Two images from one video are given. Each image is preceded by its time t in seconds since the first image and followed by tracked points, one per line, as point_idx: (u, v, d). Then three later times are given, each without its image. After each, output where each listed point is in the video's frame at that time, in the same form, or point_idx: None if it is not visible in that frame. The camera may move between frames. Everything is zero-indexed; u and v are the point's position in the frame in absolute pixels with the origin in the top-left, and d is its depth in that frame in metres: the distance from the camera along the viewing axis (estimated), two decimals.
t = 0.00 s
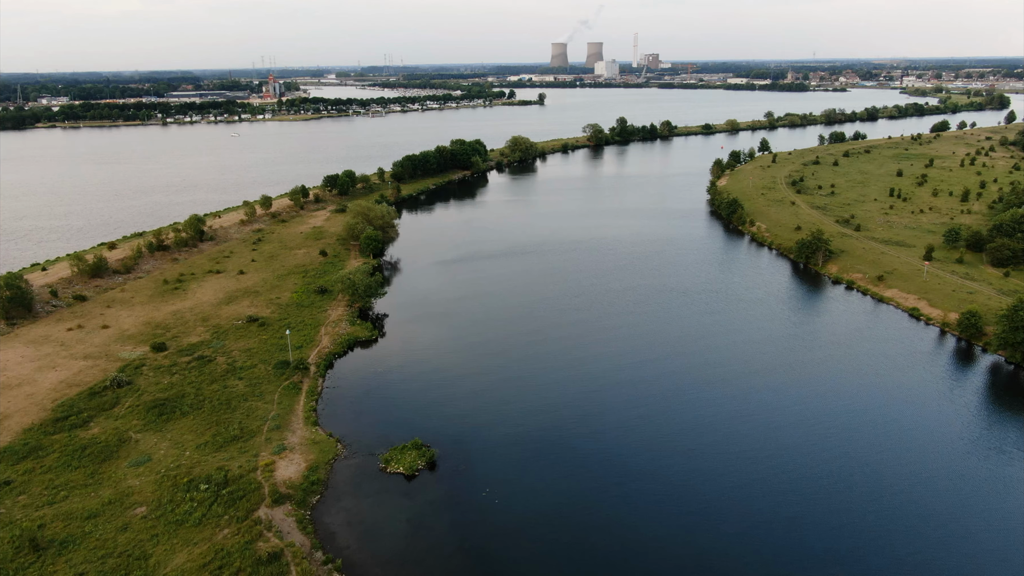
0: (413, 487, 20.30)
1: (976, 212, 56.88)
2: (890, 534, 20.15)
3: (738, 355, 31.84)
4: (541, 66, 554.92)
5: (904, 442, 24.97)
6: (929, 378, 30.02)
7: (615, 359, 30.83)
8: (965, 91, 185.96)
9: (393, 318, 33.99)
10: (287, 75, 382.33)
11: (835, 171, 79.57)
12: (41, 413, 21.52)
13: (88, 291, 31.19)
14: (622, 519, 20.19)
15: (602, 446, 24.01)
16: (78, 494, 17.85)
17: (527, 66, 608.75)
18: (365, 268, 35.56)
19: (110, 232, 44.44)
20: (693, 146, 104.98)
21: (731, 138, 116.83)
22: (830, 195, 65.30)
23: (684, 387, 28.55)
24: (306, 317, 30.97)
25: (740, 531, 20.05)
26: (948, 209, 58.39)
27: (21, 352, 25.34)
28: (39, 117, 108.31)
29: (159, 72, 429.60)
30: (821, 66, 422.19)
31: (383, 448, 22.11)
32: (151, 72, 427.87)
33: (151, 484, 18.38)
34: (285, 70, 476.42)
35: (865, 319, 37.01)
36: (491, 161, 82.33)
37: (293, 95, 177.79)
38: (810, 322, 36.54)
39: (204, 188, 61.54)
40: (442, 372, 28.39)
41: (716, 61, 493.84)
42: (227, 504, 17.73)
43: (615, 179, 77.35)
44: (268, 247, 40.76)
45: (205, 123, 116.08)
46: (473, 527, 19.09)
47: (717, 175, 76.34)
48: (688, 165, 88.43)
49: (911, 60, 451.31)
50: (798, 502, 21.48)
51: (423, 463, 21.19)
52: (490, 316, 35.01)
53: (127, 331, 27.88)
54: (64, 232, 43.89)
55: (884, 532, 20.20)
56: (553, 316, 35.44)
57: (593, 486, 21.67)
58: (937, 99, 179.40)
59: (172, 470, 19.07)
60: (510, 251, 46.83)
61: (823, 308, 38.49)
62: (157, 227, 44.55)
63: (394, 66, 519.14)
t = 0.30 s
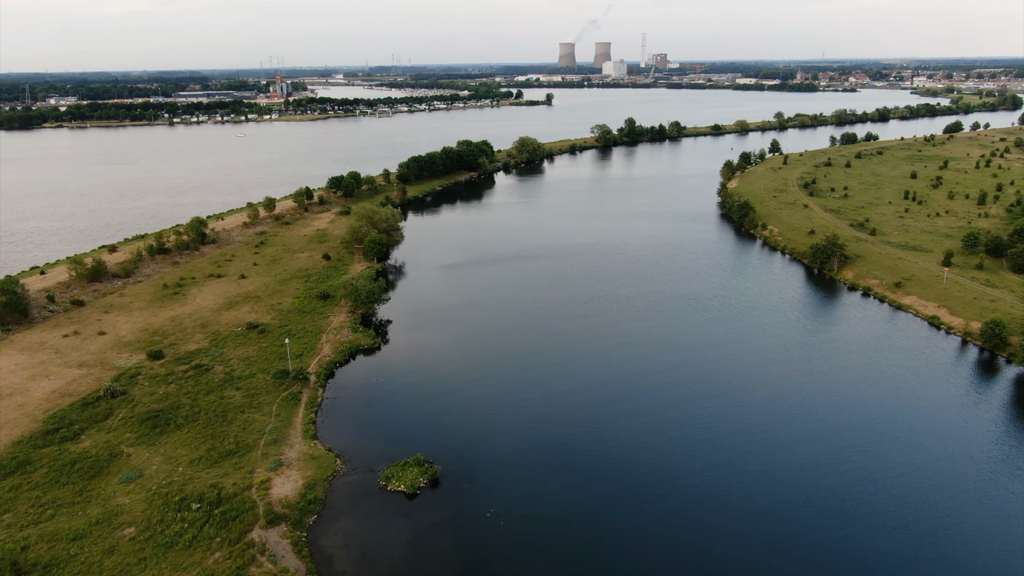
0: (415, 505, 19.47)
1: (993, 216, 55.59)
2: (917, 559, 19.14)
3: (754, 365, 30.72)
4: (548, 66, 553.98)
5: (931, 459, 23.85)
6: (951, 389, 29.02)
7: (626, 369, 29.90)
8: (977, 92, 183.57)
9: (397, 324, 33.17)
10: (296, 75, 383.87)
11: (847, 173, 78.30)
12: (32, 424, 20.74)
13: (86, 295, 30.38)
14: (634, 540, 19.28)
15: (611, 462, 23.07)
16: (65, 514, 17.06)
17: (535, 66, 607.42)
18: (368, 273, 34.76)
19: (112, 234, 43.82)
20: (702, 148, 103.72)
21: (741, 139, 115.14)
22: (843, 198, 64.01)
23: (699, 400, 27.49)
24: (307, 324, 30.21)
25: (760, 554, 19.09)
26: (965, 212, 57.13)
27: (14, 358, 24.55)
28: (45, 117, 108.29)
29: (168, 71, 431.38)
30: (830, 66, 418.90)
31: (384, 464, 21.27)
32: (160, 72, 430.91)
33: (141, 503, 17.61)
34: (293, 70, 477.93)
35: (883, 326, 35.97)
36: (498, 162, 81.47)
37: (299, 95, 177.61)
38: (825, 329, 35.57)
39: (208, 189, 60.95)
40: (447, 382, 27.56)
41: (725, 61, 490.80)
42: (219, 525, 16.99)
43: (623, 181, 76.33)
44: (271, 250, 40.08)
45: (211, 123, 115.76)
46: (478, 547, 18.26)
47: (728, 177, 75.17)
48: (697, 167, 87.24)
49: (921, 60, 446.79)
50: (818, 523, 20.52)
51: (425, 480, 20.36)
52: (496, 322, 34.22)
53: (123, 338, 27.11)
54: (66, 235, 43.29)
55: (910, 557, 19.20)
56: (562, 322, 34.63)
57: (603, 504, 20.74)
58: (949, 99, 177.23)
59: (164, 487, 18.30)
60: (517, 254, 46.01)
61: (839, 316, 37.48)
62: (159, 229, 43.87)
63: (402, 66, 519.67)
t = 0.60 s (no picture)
0: (417, 526, 18.62)
1: (1013, 219, 54.15)
2: None
3: (773, 377, 29.51)
4: (556, 66, 553.11)
5: (961, 481, 22.60)
6: (976, 401, 27.92)
7: (637, 378, 28.97)
8: (991, 92, 180.90)
9: (401, 331, 32.35)
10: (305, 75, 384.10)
11: (861, 175, 76.87)
12: (22, 436, 20.03)
13: (85, 300, 29.69)
14: (646, 565, 18.37)
15: (622, 479, 22.08)
16: (51, 535, 16.32)
17: (543, 66, 606.41)
18: (372, 277, 33.98)
19: (114, 236, 43.27)
20: (712, 149, 102.41)
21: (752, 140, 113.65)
22: (858, 201, 62.67)
23: (713, 413, 26.41)
24: (309, 330, 29.47)
25: None
26: (984, 216, 55.70)
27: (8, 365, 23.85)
28: (54, 117, 108.33)
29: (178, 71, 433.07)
30: (841, 66, 415.11)
31: (386, 481, 20.45)
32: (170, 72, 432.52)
33: (131, 523, 16.85)
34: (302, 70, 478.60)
35: (902, 334, 34.87)
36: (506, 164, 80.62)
37: (308, 95, 177.45)
38: (843, 337, 34.50)
39: (214, 191, 60.43)
40: (452, 392, 26.75)
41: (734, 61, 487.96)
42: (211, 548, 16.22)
43: (633, 183, 75.27)
44: (275, 254, 39.40)
45: (219, 123, 115.52)
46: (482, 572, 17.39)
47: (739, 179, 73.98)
48: (708, 168, 86.01)
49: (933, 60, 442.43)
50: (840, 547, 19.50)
51: (427, 499, 19.49)
52: (504, 328, 33.38)
53: (121, 344, 26.40)
54: (68, 237, 42.77)
55: None
56: (570, 329, 33.76)
57: (613, 525, 19.81)
58: (962, 99, 174.69)
59: (155, 505, 17.56)
60: (525, 258, 45.17)
61: (857, 323, 36.40)
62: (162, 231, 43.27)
63: (410, 66, 519.30)
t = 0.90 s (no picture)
0: (422, 548, 17.71)
1: None
2: None
3: (795, 389, 28.23)
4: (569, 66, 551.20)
5: (998, 501, 21.38)
6: (1009, 416, 26.61)
7: (653, 388, 27.87)
8: (1013, 92, 177.13)
9: (409, 338, 31.56)
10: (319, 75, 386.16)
11: (881, 177, 75.06)
12: (17, 447, 19.37)
13: (89, 304, 29.15)
14: None
15: (638, 498, 21.05)
16: (41, 556, 15.62)
17: (556, 66, 605.37)
18: (381, 282, 33.22)
19: (123, 238, 42.88)
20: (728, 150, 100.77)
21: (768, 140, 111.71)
22: (878, 204, 61.02)
23: (734, 427, 25.22)
24: (316, 337, 28.75)
25: None
26: (1011, 220, 53.93)
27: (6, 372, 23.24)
28: (68, 117, 108.83)
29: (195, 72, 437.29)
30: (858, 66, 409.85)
31: (391, 499, 19.62)
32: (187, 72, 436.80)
33: (123, 544, 16.10)
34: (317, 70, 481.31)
35: (928, 344, 33.52)
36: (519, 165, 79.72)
37: (321, 94, 177.59)
38: (867, 346, 33.20)
39: (224, 192, 60.07)
40: (460, 403, 25.90)
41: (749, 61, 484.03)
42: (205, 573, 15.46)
43: (647, 184, 74.06)
44: (284, 257, 38.78)
45: (232, 123, 115.69)
46: None
47: (756, 181, 72.48)
48: (723, 170, 84.50)
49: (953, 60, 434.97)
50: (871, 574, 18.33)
51: (434, 520, 18.62)
52: (515, 334, 32.49)
53: (123, 350, 25.73)
54: (77, 238, 42.44)
55: None
56: (584, 336, 32.76)
57: (628, 548, 18.82)
58: (983, 99, 171.13)
59: (150, 524, 16.83)
60: (537, 261, 44.21)
61: (881, 331, 35.08)
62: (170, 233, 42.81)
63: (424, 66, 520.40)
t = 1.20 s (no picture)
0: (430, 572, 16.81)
1: None
2: None
3: (822, 403, 26.86)
4: (586, 66, 548.70)
5: None
6: None
7: (672, 400, 26.72)
8: None
9: (420, 344, 30.74)
10: (337, 74, 387.98)
11: (906, 179, 72.92)
12: (17, 458, 18.83)
13: (98, 308, 28.73)
14: None
15: (658, 519, 19.91)
16: None
17: (573, 66, 602.88)
18: (392, 287, 32.44)
19: (135, 239, 42.68)
20: (747, 151, 98.89)
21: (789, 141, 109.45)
22: (904, 208, 59.10)
23: (757, 444, 23.92)
24: (325, 344, 28.03)
25: None
26: None
27: (10, 378, 22.76)
28: (88, 116, 109.77)
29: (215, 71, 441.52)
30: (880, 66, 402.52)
31: (399, 519, 18.73)
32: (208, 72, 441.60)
33: (119, 565, 15.43)
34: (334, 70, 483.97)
35: (961, 355, 31.96)
36: (535, 166, 78.78)
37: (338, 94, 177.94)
38: (896, 357, 31.73)
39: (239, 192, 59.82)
40: (471, 415, 24.97)
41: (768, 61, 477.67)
42: None
43: (665, 186, 72.70)
44: (295, 259, 38.20)
45: (249, 123, 116.01)
46: None
47: (777, 183, 70.73)
48: (743, 171, 82.80)
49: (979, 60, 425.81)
50: None
51: (442, 542, 17.69)
52: (528, 342, 31.53)
53: (129, 357, 25.19)
54: (91, 239, 42.27)
55: None
56: (599, 343, 31.69)
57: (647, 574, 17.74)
58: (1010, 100, 166.68)
59: (148, 544, 16.13)
60: (552, 265, 43.21)
61: (911, 341, 33.58)
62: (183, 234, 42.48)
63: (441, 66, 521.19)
